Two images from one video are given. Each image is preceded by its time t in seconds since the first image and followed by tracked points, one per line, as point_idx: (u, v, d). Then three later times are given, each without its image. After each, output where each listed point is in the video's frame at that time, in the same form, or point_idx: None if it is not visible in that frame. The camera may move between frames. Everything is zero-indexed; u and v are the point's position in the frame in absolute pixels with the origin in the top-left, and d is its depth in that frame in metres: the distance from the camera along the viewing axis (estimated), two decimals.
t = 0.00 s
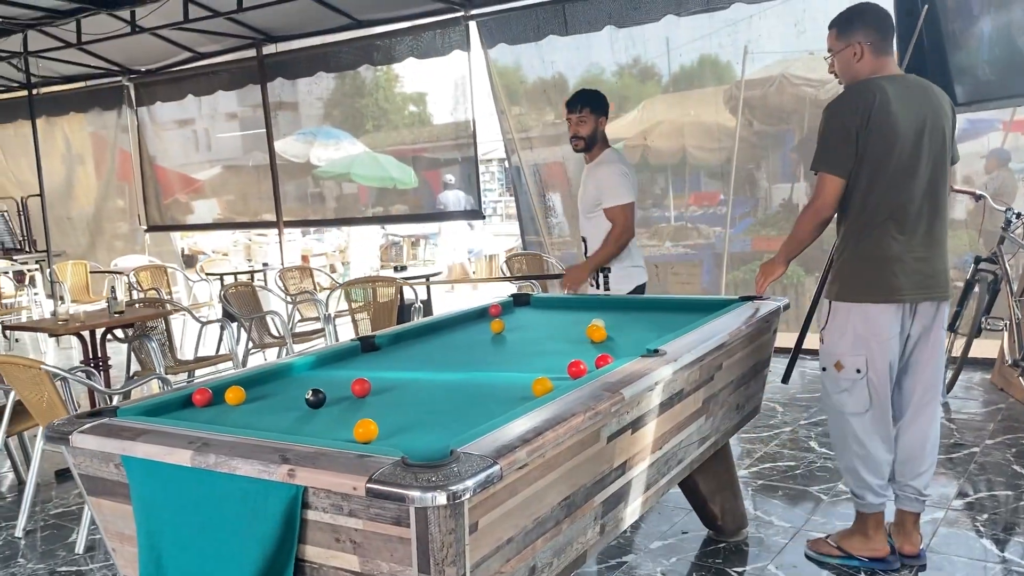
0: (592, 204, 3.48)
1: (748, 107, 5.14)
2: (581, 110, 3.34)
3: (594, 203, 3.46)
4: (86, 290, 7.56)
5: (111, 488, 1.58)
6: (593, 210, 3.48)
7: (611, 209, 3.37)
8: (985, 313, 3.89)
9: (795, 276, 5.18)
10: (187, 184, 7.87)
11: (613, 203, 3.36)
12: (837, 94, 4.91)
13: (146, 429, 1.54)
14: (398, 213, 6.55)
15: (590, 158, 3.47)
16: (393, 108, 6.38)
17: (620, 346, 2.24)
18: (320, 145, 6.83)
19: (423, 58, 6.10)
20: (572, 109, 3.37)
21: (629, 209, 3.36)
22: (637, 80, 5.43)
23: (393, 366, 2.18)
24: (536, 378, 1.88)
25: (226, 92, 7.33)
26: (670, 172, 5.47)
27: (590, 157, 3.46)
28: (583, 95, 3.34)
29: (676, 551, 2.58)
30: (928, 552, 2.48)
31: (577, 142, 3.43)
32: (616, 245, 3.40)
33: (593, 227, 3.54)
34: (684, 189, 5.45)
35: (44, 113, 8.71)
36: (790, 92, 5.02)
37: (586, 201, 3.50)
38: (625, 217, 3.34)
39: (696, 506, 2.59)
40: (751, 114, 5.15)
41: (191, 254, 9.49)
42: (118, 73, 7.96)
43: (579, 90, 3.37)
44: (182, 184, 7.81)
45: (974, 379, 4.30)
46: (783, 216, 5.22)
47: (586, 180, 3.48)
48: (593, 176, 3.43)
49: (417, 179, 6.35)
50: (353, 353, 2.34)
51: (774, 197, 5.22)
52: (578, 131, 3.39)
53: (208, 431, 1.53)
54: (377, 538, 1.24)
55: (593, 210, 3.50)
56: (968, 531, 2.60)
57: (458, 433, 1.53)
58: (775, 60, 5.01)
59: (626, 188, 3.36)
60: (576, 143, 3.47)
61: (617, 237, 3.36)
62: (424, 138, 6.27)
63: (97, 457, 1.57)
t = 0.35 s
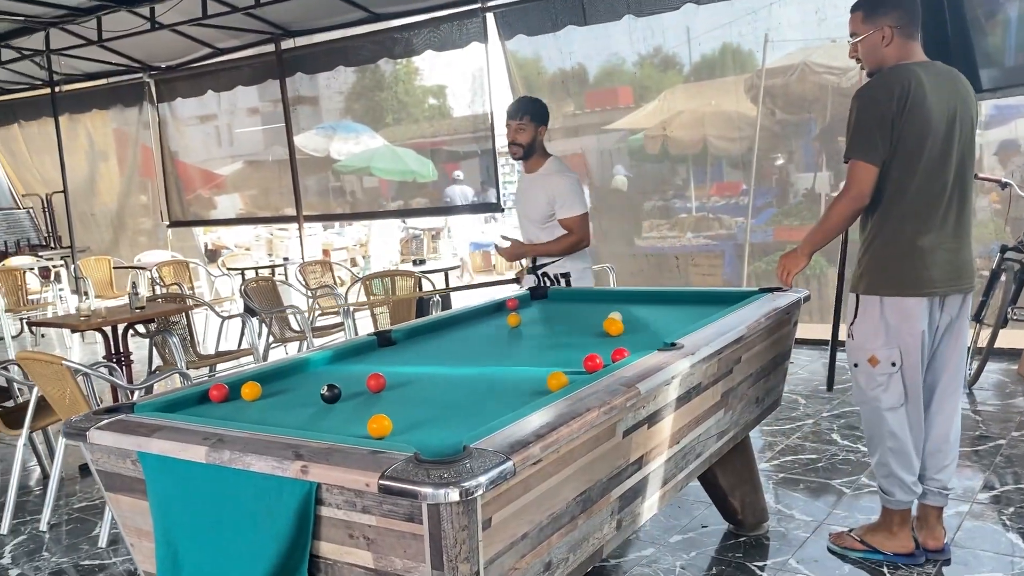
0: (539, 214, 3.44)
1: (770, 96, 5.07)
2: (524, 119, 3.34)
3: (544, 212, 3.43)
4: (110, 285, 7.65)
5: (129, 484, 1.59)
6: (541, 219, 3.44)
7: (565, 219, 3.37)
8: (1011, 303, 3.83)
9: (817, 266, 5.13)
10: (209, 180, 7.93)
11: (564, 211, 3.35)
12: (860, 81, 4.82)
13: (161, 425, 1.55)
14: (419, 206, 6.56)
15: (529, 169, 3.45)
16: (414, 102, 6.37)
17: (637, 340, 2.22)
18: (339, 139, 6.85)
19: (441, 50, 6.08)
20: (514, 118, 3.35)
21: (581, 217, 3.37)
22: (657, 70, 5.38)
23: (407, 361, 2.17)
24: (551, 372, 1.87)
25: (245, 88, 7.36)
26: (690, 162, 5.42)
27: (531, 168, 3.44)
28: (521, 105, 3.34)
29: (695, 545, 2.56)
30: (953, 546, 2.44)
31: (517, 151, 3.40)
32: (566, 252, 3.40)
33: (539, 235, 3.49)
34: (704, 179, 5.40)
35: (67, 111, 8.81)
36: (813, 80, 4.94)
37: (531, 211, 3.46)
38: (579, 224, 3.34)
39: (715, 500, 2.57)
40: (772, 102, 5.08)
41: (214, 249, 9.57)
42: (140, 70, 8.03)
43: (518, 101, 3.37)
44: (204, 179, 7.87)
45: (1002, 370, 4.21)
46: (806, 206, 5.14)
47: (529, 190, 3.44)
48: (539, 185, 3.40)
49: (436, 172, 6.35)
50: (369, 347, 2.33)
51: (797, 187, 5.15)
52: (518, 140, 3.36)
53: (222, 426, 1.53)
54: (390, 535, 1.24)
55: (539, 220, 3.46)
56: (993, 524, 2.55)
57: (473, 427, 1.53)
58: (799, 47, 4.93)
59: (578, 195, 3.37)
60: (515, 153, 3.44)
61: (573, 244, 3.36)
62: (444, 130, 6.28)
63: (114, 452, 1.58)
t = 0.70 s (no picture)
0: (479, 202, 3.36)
1: (788, 86, 5.02)
2: (451, 107, 3.25)
3: (485, 200, 3.35)
4: (128, 277, 7.72)
5: (148, 474, 1.61)
6: (482, 208, 3.37)
7: (508, 204, 3.33)
8: None
9: (835, 258, 5.09)
10: (226, 173, 7.98)
11: (508, 196, 3.31)
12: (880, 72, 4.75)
13: (179, 416, 1.56)
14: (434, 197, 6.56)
15: (462, 158, 3.38)
16: (430, 94, 6.38)
17: (653, 332, 2.21)
18: (355, 132, 6.87)
19: (457, 42, 6.06)
20: (443, 107, 3.27)
21: (525, 201, 3.33)
22: (674, 61, 5.35)
23: (422, 352, 2.17)
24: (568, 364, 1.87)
25: (262, 80, 7.38)
26: (707, 154, 5.39)
27: (462, 156, 3.37)
28: (446, 94, 3.27)
29: (710, 538, 2.55)
30: (971, 540, 2.42)
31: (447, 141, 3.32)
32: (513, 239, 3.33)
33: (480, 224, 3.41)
34: (721, 171, 5.36)
35: (86, 105, 8.89)
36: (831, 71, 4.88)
37: (469, 200, 3.39)
38: (524, 209, 3.31)
39: (731, 493, 2.56)
40: (790, 94, 5.03)
41: (231, 241, 9.63)
42: (157, 63, 8.08)
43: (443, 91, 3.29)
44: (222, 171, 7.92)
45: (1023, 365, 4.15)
46: (824, 198, 5.08)
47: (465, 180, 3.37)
48: (476, 173, 3.34)
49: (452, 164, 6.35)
50: (385, 338, 2.34)
51: (814, 179, 5.09)
52: (448, 129, 3.28)
53: (240, 416, 1.54)
54: (406, 525, 1.24)
55: (479, 209, 3.38)
56: (1013, 518, 2.53)
57: (488, 418, 1.53)
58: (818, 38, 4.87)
59: (518, 178, 3.33)
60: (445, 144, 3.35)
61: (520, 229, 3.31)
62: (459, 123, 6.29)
63: (133, 442, 1.60)
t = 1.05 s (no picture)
0: (446, 208, 3.11)
1: (801, 82, 4.98)
2: (412, 109, 3.03)
3: (452, 205, 3.11)
4: (141, 272, 7.75)
5: (162, 467, 1.61)
6: (449, 215, 3.12)
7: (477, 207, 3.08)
8: None
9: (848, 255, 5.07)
10: (237, 168, 8.01)
11: (477, 198, 3.07)
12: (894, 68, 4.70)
13: (194, 410, 1.57)
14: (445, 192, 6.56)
15: (426, 164, 3.15)
16: (440, 89, 6.37)
17: (666, 328, 2.21)
18: (366, 127, 6.88)
19: (468, 37, 6.05)
20: (405, 110, 3.05)
21: (496, 203, 3.10)
22: (685, 56, 5.32)
23: (435, 347, 2.18)
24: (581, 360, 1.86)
25: (273, 76, 7.39)
26: (718, 150, 5.36)
27: (427, 162, 3.14)
28: (407, 95, 3.05)
29: (722, 535, 2.55)
30: (985, 538, 2.40)
31: (410, 146, 3.10)
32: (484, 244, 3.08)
33: (447, 232, 3.15)
34: (733, 168, 5.33)
35: (99, 100, 8.93)
36: (844, 67, 4.83)
37: (434, 207, 3.13)
38: (496, 210, 3.07)
39: (743, 490, 2.55)
40: (803, 90, 4.99)
41: (243, 236, 9.67)
42: (169, 58, 8.11)
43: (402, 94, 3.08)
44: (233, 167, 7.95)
45: None
46: (836, 195, 5.05)
47: (428, 186, 3.12)
48: (441, 177, 3.09)
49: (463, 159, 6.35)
50: (398, 334, 2.34)
51: (827, 175, 5.05)
52: (411, 132, 3.06)
53: (253, 411, 1.55)
54: (421, 520, 1.25)
55: (445, 216, 3.13)
56: None
57: (502, 414, 1.53)
58: (831, 32, 4.83)
59: (485, 179, 3.09)
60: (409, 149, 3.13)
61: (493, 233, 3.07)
62: (470, 118, 6.28)
63: (149, 437, 1.60)
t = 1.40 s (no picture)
0: (400, 205, 2.82)
1: (811, 81, 4.96)
2: (380, 94, 2.77)
3: (404, 201, 2.81)
4: (150, 270, 7.78)
5: (176, 464, 1.62)
6: (402, 213, 2.83)
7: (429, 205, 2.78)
8: None
9: (857, 254, 5.05)
10: (246, 166, 8.03)
11: (429, 195, 2.78)
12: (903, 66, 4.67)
13: (207, 407, 1.58)
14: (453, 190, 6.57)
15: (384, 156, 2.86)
16: (448, 87, 6.37)
17: (676, 327, 2.21)
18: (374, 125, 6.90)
19: (476, 35, 6.05)
20: (371, 93, 2.78)
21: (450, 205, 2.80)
22: (692, 55, 5.32)
23: (446, 345, 2.18)
24: (591, 358, 1.87)
25: (281, 74, 7.41)
26: (726, 149, 5.35)
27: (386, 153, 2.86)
28: (376, 80, 2.79)
29: (731, 533, 2.55)
30: (994, 538, 2.40)
31: (374, 133, 2.82)
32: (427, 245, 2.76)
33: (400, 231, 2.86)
34: (741, 166, 5.32)
35: (108, 97, 8.97)
36: (853, 65, 4.81)
37: (388, 202, 2.84)
38: (447, 211, 2.77)
39: (752, 488, 2.55)
40: (812, 88, 4.97)
41: (251, 233, 9.70)
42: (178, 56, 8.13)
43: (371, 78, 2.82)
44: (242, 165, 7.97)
45: None
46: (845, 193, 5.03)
47: (386, 178, 2.84)
48: (399, 169, 2.81)
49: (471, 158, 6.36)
50: (408, 331, 2.35)
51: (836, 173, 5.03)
52: (380, 119, 2.79)
53: (266, 408, 1.56)
54: (435, 517, 1.25)
55: (399, 213, 2.84)
56: None
57: (513, 411, 1.54)
58: (839, 31, 4.81)
59: (447, 178, 2.81)
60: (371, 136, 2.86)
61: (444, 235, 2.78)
62: (478, 117, 6.29)
63: (162, 433, 1.61)
